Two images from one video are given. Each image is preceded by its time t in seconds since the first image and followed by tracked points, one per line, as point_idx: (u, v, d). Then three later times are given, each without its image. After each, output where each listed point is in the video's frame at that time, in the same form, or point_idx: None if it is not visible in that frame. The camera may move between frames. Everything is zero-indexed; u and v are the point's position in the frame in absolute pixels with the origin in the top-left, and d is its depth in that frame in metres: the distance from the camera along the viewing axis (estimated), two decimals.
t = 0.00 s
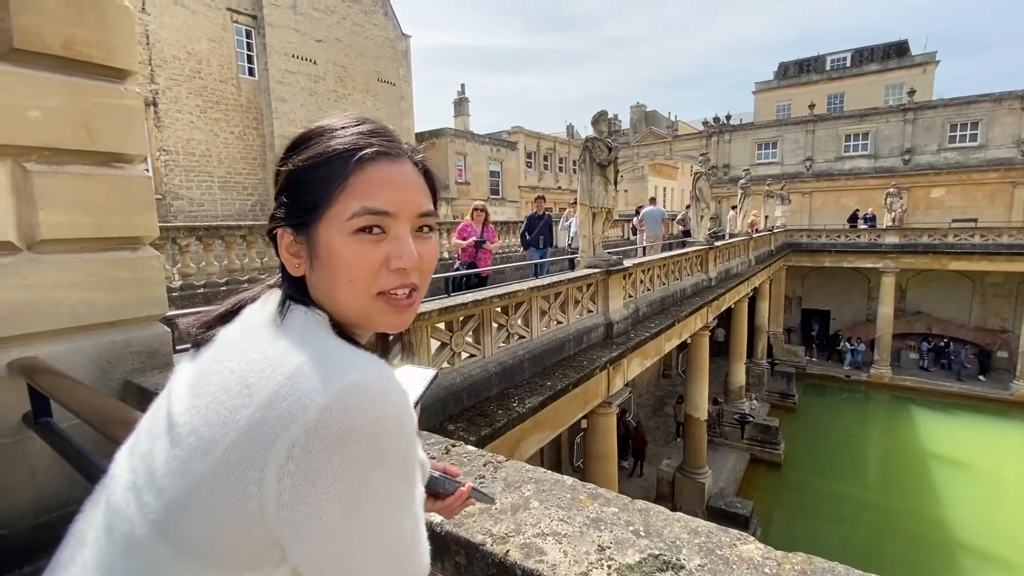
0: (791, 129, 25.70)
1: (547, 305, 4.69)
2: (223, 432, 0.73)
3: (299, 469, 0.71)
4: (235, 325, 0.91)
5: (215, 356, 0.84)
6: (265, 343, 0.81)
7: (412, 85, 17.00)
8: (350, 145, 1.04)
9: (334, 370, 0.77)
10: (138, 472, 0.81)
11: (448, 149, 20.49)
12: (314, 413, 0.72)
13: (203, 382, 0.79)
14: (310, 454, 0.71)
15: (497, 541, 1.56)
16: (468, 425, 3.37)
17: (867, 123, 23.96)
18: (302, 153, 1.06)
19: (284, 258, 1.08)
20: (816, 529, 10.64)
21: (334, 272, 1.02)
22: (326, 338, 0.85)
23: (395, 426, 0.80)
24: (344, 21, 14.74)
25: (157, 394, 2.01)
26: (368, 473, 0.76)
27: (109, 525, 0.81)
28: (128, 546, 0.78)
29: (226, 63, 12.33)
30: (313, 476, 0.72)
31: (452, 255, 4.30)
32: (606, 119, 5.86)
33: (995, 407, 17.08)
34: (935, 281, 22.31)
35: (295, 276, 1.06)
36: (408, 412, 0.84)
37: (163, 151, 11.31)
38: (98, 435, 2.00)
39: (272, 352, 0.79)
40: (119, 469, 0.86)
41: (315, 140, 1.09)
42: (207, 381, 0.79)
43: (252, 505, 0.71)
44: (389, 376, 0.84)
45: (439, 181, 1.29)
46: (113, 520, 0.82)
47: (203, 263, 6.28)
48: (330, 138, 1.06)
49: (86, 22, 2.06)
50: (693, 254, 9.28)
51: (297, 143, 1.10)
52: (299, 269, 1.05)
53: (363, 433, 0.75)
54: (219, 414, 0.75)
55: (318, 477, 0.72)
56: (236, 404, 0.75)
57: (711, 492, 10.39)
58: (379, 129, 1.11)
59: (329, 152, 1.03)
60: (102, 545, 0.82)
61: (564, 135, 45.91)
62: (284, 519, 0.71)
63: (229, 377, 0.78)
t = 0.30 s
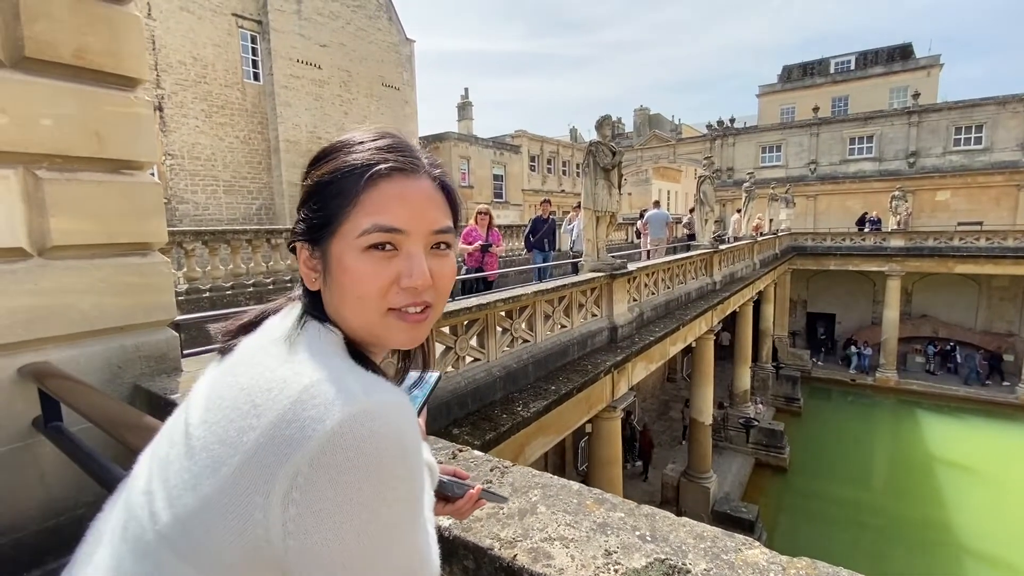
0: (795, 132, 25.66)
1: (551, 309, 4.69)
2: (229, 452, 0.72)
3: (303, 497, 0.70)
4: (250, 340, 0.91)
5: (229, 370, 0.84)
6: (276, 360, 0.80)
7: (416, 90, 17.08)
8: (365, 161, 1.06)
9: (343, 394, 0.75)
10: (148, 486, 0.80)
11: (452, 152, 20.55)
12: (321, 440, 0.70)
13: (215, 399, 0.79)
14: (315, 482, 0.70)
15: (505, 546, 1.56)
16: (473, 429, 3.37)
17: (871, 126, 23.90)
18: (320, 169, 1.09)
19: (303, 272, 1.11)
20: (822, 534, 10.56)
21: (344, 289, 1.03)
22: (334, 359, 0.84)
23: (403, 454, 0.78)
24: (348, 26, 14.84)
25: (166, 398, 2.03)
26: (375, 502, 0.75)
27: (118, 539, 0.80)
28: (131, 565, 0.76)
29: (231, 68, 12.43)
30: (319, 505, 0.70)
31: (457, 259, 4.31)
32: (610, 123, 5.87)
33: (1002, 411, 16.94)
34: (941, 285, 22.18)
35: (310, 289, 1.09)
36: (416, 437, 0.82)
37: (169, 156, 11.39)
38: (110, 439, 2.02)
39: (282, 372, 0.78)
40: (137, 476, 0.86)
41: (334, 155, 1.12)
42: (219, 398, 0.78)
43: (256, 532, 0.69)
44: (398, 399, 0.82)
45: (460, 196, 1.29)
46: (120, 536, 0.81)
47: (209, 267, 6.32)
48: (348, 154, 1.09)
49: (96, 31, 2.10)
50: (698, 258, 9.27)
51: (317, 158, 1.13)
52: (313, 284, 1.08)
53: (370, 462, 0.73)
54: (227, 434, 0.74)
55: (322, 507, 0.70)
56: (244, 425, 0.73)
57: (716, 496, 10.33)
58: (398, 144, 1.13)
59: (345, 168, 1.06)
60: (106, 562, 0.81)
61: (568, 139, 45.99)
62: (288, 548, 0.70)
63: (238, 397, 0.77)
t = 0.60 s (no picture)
0: (796, 135, 25.69)
1: (552, 312, 4.69)
2: (230, 456, 0.73)
3: (300, 502, 0.70)
4: (256, 344, 0.92)
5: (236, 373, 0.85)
6: (279, 363, 0.81)
7: (417, 94, 17.13)
8: (375, 168, 1.07)
9: (342, 397, 0.75)
10: (154, 486, 0.81)
11: (454, 156, 20.60)
12: (318, 445, 0.71)
13: (219, 402, 0.79)
14: (313, 485, 0.70)
15: (505, 549, 1.56)
16: (474, 433, 3.37)
17: (872, 130, 23.93)
18: (330, 175, 1.10)
19: (311, 276, 1.12)
20: (823, 538, 10.53)
21: (351, 295, 1.04)
22: (334, 364, 0.84)
23: (401, 460, 0.78)
24: (350, 30, 14.91)
25: (166, 401, 2.03)
26: (375, 508, 0.75)
27: (123, 538, 0.81)
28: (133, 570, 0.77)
29: (234, 72, 12.48)
30: (317, 510, 0.71)
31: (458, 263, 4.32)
32: (610, 127, 5.88)
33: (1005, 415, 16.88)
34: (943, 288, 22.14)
35: (318, 293, 1.09)
36: (417, 444, 0.83)
37: (171, 160, 11.43)
38: (111, 442, 2.02)
39: (283, 376, 0.78)
40: (146, 475, 0.88)
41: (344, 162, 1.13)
42: (223, 401, 0.79)
43: (255, 536, 0.70)
44: (398, 405, 0.83)
45: (467, 204, 1.30)
46: (124, 538, 0.81)
47: (210, 270, 6.33)
48: (358, 160, 1.10)
49: (100, 36, 2.11)
50: (699, 261, 9.26)
51: (328, 164, 1.14)
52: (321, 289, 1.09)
53: (366, 466, 0.73)
54: (229, 437, 0.74)
55: (319, 512, 0.71)
56: (245, 428, 0.74)
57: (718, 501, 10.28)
58: (408, 152, 1.14)
59: (355, 175, 1.07)
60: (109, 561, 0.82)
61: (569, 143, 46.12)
62: (286, 551, 0.70)
63: (239, 401, 0.78)
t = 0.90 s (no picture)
0: (791, 139, 25.84)
1: (548, 315, 4.69)
2: (225, 459, 0.72)
3: (295, 503, 0.70)
4: (250, 349, 0.92)
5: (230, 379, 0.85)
6: (272, 370, 0.81)
7: (414, 97, 17.15)
8: (371, 177, 1.08)
9: (336, 399, 0.76)
10: (148, 491, 0.81)
11: (450, 159, 20.61)
12: (312, 449, 0.70)
13: (215, 406, 0.79)
14: (309, 486, 0.70)
15: (499, 554, 1.55)
16: (470, 436, 3.36)
17: (866, 134, 24.10)
18: (327, 184, 1.11)
19: (306, 283, 1.12)
20: (819, 541, 10.55)
21: (343, 301, 1.04)
22: (328, 368, 0.84)
23: (397, 466, 0.78)
24: (347, 34, 14.92)
25: (161, 406, 2.02)
26: (368, 511, 0.75)
27: (115, 545, 0.80)
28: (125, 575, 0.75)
29: (230, 75, 12.47)
30: (313, 511, 0.70)
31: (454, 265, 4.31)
32: (606, 131, 5.90)
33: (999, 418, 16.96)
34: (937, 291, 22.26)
35: (312, 299, 1.09)
36: (412, 448, 0.83)
37: (167, 162, 11.40)
38: (103, 446, 2.02)
39: (279, 380, 0.78)
40: (140, 480, 0.87)
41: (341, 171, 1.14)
42: (217, 405, 0.78)
43: (250, 537, 0.69)
44: (392, 409, 0.83)
45: (463, 214, 1.31)
46: (116, 543, 0.80)
47: (206, 273, 6.31)
48: (355, 169, 1.11)
49: (96, 40, 2.11)
50: (695, 264, 9.28)
51: (326, 173, 1.16)
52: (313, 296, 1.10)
53: (361, 468, 0.74)
54: (223, 440, 0.74)
55: (313, 513, 0.70)
56: (240, 431, 0.74)
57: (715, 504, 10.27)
58: (404, 162, 1.15)
59: (351, 182, 1.08)
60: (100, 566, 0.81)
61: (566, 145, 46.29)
62: (280, 553, 0.70)
63: (235, 404, 0.78)
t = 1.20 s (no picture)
0: (780, 141, 26.09)
1: (539, 317, 4.69)
2: (193, 470, 0.72)
3: (263, 515, 0.69)
4: (224, 355, 0.91)
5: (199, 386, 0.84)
6: (242, 375, 0.80)
7: (406, 98, 17.10)
8: (339, 175, 1.07)
9: (306, 408, 0.75)
10: (116, 501, 0.80)
11: (442, 160, 20.57)
12: (281, 462, 0.70)
13: (186, 414, 0.79)
14: (278, 499, 0.70)
15: (484, 559, 1.54)
16: (460, 438, 3.35)
17: (854, 136, 24.41)
18: (293, 186, 1.11)
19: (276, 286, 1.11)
20: (808, 541, 10.66)
21: (314, 302, 1.03)
22: (302, 376, 0.83)
23: (374, 476, 0.78)
24: (337, 34, 14.85)
25: (144, 410, 2.00)
26: (342, 521, 0.74)
27: (81, 555, 0.79)
28: None
29: (219, 75, 12.36)
30: (281, 523, 0.69)
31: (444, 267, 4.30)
32: (597, 132, 5.91)
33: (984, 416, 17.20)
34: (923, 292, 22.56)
35: (284, 303, 1.09)
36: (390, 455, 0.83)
37: (154, 163, 11.26)
38: (83, 452, 1.98)
39: (250, 388, 0.77)
40: (108, 488, 0.86)
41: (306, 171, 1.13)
42: (189, 414, 0.78)
43: (215, 551, 0.68)
44: (369, 415, 0.82)
45: (435, 213, 1.31)
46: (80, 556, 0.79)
47: (193, 275, 6.23)
48: (322, 168, 1.10)
49: (77, 39, 2.07)
50: (686, 265, 9.33)
51: (291, 175, 1.15)
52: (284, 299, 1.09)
53: (333, 479, 0.73)
54: (191, 451, 0.73)
55: (283, 526, 0.70)
56: (209, 440, 0.73)
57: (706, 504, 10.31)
58: (372, 160, 1.14)
59: (317, 181, 1.08)
60: None
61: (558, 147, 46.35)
62: (248, 564, 0.68)
63: (205, 412, 0.77)
